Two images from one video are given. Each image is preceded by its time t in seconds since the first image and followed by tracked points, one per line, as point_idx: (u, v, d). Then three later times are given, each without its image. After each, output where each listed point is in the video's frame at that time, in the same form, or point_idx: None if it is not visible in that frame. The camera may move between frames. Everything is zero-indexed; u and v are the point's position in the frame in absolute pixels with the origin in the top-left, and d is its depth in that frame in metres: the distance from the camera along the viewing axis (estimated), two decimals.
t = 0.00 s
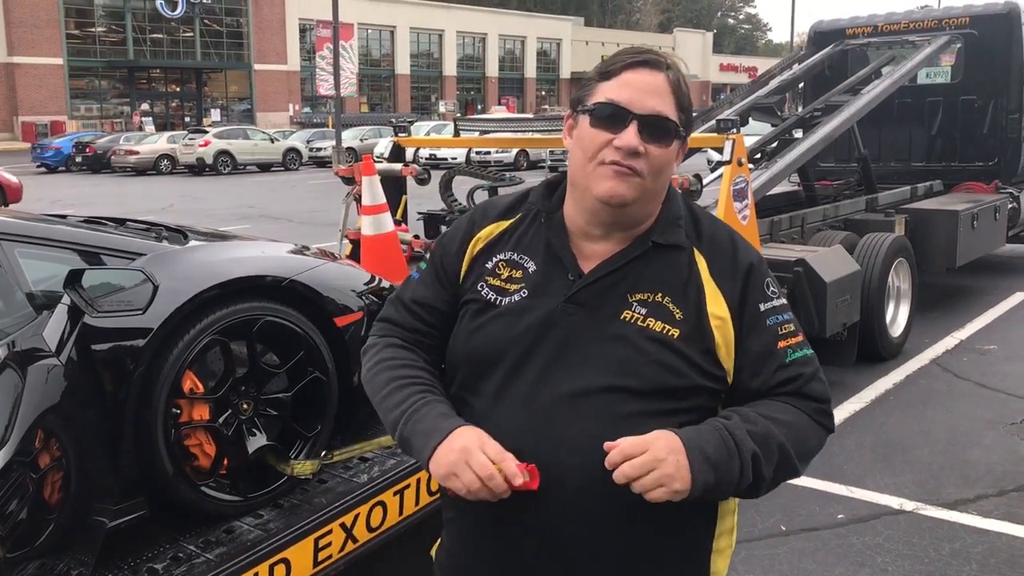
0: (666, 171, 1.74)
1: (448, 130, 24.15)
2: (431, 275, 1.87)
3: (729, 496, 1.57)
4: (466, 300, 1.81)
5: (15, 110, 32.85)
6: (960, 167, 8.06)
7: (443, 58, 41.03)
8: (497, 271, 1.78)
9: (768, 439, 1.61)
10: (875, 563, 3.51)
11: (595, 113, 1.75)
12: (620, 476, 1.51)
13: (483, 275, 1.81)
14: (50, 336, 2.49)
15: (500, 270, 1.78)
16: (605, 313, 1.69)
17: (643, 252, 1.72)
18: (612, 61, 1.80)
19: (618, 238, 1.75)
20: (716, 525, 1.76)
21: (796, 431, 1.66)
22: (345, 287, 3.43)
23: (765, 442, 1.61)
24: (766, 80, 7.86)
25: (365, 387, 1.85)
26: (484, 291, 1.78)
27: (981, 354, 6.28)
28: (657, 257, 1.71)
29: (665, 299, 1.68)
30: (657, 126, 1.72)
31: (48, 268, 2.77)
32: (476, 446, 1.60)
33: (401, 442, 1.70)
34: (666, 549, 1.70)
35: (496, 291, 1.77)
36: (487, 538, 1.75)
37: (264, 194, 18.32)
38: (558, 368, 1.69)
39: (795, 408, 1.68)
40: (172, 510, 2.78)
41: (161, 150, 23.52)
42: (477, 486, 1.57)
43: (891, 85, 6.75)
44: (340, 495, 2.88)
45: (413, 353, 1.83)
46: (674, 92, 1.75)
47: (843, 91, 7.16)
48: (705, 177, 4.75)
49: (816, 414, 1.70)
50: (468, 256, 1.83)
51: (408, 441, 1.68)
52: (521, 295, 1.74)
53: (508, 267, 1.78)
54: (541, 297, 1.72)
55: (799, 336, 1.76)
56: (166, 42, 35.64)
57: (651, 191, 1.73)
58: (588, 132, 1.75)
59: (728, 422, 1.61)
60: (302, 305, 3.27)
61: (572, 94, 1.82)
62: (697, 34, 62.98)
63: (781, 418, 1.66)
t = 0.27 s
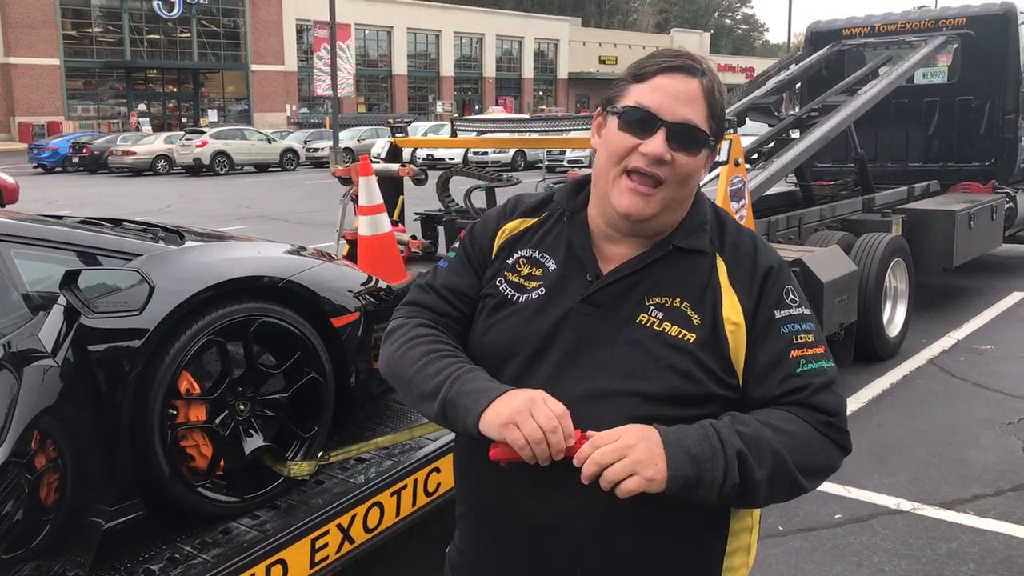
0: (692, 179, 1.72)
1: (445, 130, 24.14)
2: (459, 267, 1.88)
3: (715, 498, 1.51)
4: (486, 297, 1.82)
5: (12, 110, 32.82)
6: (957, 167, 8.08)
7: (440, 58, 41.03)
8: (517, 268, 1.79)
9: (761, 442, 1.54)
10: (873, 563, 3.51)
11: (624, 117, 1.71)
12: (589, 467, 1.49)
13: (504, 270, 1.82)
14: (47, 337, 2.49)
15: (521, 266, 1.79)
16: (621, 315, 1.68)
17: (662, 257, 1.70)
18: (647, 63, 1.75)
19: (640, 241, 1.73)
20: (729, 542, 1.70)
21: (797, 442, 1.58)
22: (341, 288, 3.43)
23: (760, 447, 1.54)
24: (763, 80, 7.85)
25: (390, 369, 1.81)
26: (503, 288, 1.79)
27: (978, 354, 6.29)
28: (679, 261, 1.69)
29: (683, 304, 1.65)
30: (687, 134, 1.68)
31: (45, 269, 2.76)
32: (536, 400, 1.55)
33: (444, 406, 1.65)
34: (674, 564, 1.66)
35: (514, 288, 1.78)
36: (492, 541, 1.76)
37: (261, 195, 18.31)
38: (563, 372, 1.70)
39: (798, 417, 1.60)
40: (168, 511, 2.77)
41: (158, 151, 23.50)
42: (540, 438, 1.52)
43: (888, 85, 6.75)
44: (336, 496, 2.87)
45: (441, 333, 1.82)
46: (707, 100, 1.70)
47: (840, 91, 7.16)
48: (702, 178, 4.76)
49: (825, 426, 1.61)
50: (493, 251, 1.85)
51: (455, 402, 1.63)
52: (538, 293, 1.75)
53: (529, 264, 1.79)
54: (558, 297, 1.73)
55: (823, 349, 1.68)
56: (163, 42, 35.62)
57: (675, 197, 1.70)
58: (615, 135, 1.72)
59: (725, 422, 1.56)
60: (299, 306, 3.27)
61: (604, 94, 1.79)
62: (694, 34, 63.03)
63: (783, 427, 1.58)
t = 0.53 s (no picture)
0: (703, 171, 1.71)
1: (444, 130, 24.13)
2: (473, 267, 1.90)
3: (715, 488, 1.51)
4: (499, 294, 1.84)
5: (10, 111, 32.79)
6: (956, 166, 8.08)
7: (439, 59, 41.03)
8: (529, 266, 1.81)
9: (761, 433, 1.54)
10: (872, 562, 3.51)
11: (631, 111, 1.73)
12: (587, 452, 1.50)
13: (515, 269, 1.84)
14: (44, 338, 2.49)
15: (532, 264, 1.81)
16: (630, 311, 1.67)
17: (674, 251, 1.69)
18: (654, 60, 1.78)
19: (651, 237, 1.73)
20: (738, 548, 1.68)
21: (801, 438, 1.56)
22: (340, 288, 3.43)
23: (762, 441, 1.53)
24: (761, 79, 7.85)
25: (406, 366, 1.83)
26: (515, 285, 1.81)
27: (976, 353, 6.29)
28: (689, 257, 1.68)
29: (693, 300, 1.64)
30: (694, 125, 1.69)
31: (43, 270, 2.76)
32: (547, 386, 1.56)
33: (457, 397, 1.66)
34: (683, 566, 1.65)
35: (525, 284, 1.79)
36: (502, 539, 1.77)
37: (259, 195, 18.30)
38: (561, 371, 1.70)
39: (803, 415, 1.58)
40: (165, 512, 2.77)
41: (157, 151, 23.48)
42: (548, 421, 1.52)
43: (886, 84, 6.76)
44: (335, 496, 2.87)
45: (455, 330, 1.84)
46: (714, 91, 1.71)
47: (839, 90, 7.16)
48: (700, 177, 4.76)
49: (832, 424, 1.59)
50: (507, 250, 1.87)
51: (468, 392, 1.64)
52: (548, 290, 1.76)
53: (540, 261, 1.80)
54: (569, 293, 1.73)
55: (835, 348, 1.66)
56: (162, 43, 35.60)
57: (684, 190, 1.70)
58: (623, 129, 1.74)
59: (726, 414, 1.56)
60: (298, 306, 3.27)
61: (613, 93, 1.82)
62: (693, 33, 63.02)
63: (786, 423, 1.56)
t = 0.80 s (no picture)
0: (713, 166, 1.71)
1: (444, 130, 24.13)
2: (481, 268, 1.90)
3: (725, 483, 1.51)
4: (508, 294, 1.84)
5: (9, 113, 32.77)
6: (955, 165, 8.09)
7: (438, 59, 41.02)
8: (539, 265, 1.81)
9: (773, 429, 1.54)
10: (872, 561, 3.51)
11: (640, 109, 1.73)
12: (608, 442, 1.49)
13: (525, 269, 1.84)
14: (43, 339, 2.50)
15: (542, 264, 1.81)
16: (642, 310, 1.67)
17: (686, 250, 1.69)
18: (661, 59, 1.78)
19: (663, 238, 1.73)
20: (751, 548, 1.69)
21: (815, 435, 1.56)
22: (340, 288, 3.43)
23: (776, 436, 1.54)
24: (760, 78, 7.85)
25: (415, 367, 1.83)
26: (524, 285, 1.81)
27: (975, 351, 6.30)
28: (701, 256, 1.68)
29: (705, 299, 1.64)
30: (704, 120, 1.69)
31: (42, 271, 2.76)
32: (552, 385, 1.56)
33: (466, 398, 1.67)
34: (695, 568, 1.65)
35: (535, 284, 1.79)
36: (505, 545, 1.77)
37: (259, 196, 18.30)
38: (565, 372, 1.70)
39: (816, 412, 1.58)
40: (165, 513, 2.77)
41: (156, 152, 23.49)
42: (552, 419, 1.52)
43: (885, 83, 6.76)
44: (334, 496, 2.86)
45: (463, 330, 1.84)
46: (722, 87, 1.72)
47: (838, 89, 7.16)
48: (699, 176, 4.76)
49: (844, 420, 1.59)
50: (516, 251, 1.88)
51: (476, 393, 1.64)
52: (558, 289, 1.76)
53: (550, 262, 1.81)
54: (578, 292, 1.73)
55: (847, 347, 1.66)
56: (161, 44, 35.59)
57: (696, 186, 1.70)
58: (633, 127, 1.73)
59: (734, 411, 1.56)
60: (298, 306, 3.27)
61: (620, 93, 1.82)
62: (692, 33, 63.01)
63: (800, 419, 1.56)
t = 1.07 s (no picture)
0: (716, 161, 1.72)
1: (443, 130, 24.12)
2: (482, 270, 1.89)
3: (754, 473, 1.53)
4: (513, 294, 1.83)
5: (8, 114, 32.77)
6: (954, 163, 8.10)
7: (437, 59, 41.02)
8: (544, 265, 1.80)
9: (798, 419, 1.57)
10: (872, 559, 3.52)
11: (639, 108, 1.74)
12: (638, 431, 1.49)
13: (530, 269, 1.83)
14: (44, 340, 2.51)
15: (547, 263, 1.80)
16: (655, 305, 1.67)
17: (695, 247, 1.71)
18: (653, 57, 1.79)
19: (669, 235, 1.74)
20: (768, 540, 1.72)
21: (838, 425, 1.60)
22: (340, 288, 3.44)
23: (802, 425, 1.57)
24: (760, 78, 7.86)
25: (420, 374, 1.80)
26: (530, 284, 1.80)
27: (975, 350, 6.30)
28: (709, 252, 1.70)
29: (718, 294, 1.66)
30: (704, 115, 1.70)
31: (42, 272, 2.77)
32: (577, 386, 1.55)
33: (481, 402, 1.65)
34: (714, 564, 1.67)
35: (542, 283, 1.78)
36: (515, 553, 1.75)
37: (259, 196, 18.30)
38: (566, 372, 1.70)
39: (837, 402, 1.62)
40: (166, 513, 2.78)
41: (156, 153, 23.51)
42: (583, 416, 1.51)
43: (884, 82, 6.76)
44: (335, 496, 2.87)
45: (469, 333, 1.82)
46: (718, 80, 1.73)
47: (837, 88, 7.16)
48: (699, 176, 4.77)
49: (862, 409, 1.63)
50: (518, 254, 1.86)
51: (492, 398, 1.63)
52: (567, 288, 1.74)
53: (555, 261, 1.80)
54: (587, 290, 1.72)
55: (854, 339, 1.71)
56: (160, 45, 35.60)
57: (700, 181, 1.71)
58: (632, 127, 1.74)
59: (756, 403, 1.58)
60: (297, 307, 3.27)
61: (615, 94, 1.82)
62: (692, 32, 63.01)
63: (822, 410, 1.60)
